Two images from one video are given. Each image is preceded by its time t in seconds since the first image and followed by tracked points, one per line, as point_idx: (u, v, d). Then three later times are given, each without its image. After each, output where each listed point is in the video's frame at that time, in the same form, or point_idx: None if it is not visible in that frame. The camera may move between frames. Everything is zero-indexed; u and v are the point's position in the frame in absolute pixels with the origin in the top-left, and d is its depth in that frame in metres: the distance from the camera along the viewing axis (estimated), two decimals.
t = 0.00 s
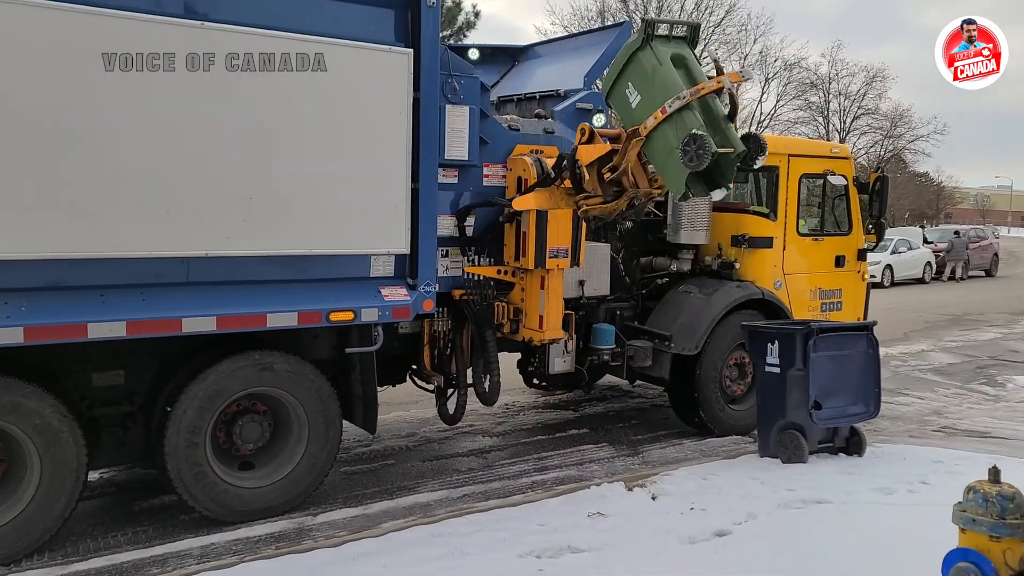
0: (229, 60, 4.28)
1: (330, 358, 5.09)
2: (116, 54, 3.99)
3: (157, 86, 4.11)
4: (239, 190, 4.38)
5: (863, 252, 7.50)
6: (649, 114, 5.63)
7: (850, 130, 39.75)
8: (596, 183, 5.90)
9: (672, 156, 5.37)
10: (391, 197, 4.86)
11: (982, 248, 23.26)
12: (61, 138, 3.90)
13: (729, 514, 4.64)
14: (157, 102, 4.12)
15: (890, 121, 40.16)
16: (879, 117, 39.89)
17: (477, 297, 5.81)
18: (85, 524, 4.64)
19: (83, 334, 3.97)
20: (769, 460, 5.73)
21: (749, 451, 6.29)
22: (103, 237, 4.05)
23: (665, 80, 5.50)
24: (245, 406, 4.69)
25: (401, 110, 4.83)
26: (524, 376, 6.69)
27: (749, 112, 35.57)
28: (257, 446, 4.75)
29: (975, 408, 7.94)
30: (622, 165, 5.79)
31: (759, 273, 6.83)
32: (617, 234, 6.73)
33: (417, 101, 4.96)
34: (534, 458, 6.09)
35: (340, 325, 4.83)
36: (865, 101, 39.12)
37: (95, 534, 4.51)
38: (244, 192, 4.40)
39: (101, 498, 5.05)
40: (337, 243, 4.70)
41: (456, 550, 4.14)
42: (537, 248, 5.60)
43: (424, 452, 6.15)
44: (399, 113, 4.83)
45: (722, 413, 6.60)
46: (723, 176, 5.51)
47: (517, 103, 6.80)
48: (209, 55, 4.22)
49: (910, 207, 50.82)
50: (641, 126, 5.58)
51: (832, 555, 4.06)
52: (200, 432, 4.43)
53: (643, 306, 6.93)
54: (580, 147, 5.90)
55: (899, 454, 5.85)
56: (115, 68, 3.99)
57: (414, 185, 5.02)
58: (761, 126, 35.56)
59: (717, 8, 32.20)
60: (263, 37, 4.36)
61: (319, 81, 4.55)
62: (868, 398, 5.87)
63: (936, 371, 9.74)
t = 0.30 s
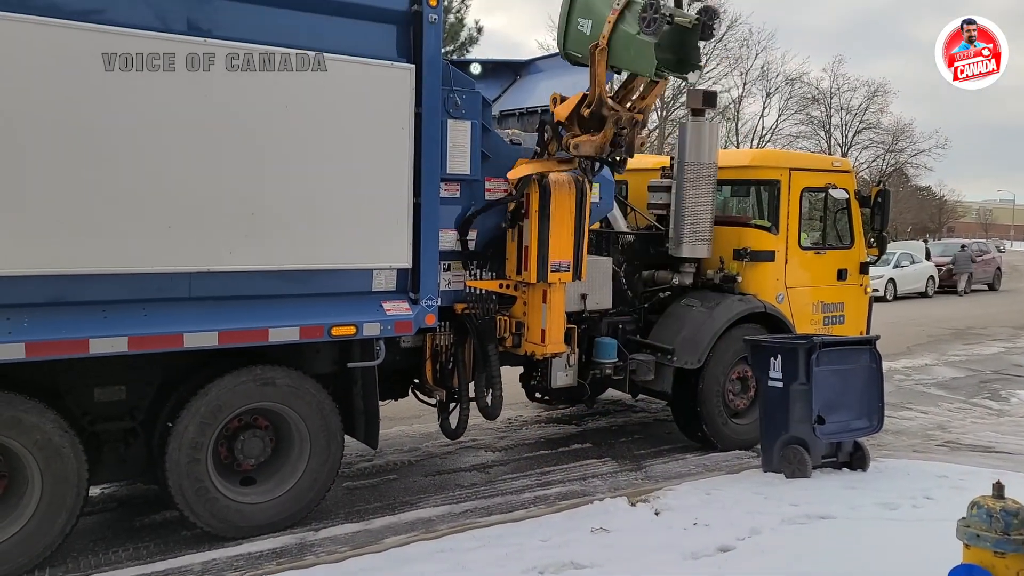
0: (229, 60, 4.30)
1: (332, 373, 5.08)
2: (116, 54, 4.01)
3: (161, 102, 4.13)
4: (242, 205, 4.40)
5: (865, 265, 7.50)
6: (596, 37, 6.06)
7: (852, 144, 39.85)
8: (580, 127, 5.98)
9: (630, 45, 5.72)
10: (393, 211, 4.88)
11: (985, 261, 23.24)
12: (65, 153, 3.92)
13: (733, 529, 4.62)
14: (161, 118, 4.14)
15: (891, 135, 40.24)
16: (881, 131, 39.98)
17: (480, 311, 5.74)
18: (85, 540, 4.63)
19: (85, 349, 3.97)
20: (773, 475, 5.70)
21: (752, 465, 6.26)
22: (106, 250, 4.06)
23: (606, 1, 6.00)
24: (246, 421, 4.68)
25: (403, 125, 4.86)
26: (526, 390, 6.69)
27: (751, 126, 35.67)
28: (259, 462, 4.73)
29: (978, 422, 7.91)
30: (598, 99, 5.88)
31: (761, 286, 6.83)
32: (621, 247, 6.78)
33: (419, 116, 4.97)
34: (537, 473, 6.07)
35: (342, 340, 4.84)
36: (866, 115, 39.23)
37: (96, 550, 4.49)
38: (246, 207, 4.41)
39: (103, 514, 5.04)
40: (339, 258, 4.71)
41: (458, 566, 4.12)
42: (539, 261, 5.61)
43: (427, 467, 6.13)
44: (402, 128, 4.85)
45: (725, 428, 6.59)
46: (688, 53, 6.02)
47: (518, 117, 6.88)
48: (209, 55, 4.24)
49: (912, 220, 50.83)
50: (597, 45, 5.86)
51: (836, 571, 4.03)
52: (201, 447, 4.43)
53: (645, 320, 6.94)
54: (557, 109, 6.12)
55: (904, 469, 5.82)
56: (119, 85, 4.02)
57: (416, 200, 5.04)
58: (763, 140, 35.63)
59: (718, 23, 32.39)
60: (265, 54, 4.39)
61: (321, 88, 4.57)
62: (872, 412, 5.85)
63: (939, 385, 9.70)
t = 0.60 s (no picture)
0: (229, 60, 4.32)
1: (332, 386, 5.09)
2: (116, 54, 4.03)
3: (162, 116, 4.16)
4: (242, 218, 4.41)
5: (865, 278, 7.51)
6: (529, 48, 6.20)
7: (851, 157, 39.97)
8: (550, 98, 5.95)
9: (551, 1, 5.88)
10: (393, 225, 4.89)
11: (985, 273, 23.26)
12: (67, 165, 3.94)
13: (733, 543, 4.61)
14: (162, 131, 4.16)
15: (890, 148, 40.36)
16: (880, 144, 40.10)
17: (480, 324, 5.76)
18: (83, 554, 4.62)
19: (84, 362, 3.97)
20: (774, 489, 5.69)
21: (753, 479, 6.25)
22: (106, 263, 4.07)
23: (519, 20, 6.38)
24: (246, 434, 4.68)
25: (403, 139, 4.88)
26: (526, 403, 6.71)
27: (750, 139, 35.78)
28: (258, 475, 4.73)
29: (979, 435, 7.90)
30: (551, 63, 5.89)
31: (760, 298, 6.84)
32: (620, 261, 6.81)
33: (420, 130, 5.00)
34: (536, 487, 6.05)
35: (342, 353, 4.84)
36: (865, 128, 39.36)
37: (94, 565, 4.48)
38: (247, 221, 4.43)
39: (101, 528, 5.03)
40: (339, 271, 4.73)
41: None
42: (539, 274, 5.60)
43: (427, 481, 6.12)
44: (402, 142, 4.88)
45: (725, 441, 6.58)
46: None
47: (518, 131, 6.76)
48: (209, 56, 4.28)
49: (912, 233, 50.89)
50: (529, 16, 5.87)
51: None
52: (201, 460, 4.42)
53: (645, 332, 6.94)
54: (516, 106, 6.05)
55: (905, 482, 5.81)
56: (121, 99, 4.04)
57: (416, 213, 5.05)
58: (762, 153, 35.73)
59: (717, 37, 32.57)
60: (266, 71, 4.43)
61: (322, 104, 4.60)
62: (872, 425, 5.84)
63: (940, 398, 9.69)
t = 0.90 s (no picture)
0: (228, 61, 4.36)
1: (327, 395, 5.07)
2: (115, 55, 4.05)
3: (158, 123, 4.16)
4: (238, 226, 4.41)
5: (859, 286, 7.54)
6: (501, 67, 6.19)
7: (845, 165, 40.13)
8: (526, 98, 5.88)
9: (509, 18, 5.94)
10: (388, 234, 4.90)
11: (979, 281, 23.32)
12: (62, 171, 3.93)
13: (728, 552, 4.60)
14: (157, 137, 4.16)
15: (884, 157, 40.54)
16: (874, 153, 40.26)
17: (474, 332, 5.69)
18: (75, 565, 4.59)
19: (78, 371, 3.96)
20: (769, 497, 5.69)
21: (748, 488, 6.24)
22: (99, 270, 4.05)
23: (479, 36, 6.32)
24: (240, 444, 4.66)
25: (398, 148, 4.89)
26: (521, 411, 6.71)
27: (745, 148, 35.88)
28: (252, 484, 4.71)
29: (973, 444, 7.91)
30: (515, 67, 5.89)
31: (756, 307, 6.85)
32: (615, 269, 6.83)
33: (415, 138, 5.00)
34: (532, 496, 6.04)
35: (337, 361, 4.83)
36: (859, 137, 39.53)
37: None
38: (242, 229, 4.42)
39: (93, 538, 4.99)
40: (335, 280, 4.73)
41: None
42: (534, 282, 5.60)
43: (422, 490, 6.10)
44: (398, 150, 4.89)
45: (721, 449, 6.58)
46: None
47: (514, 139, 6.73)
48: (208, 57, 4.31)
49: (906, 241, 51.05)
50: (490, 38, 5.96)
51: None
52: (195, 470, 4.40)
53: (640, 340, 6.94)
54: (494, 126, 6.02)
55: (899, 491, 5.81)
56: (116, 105, 4.05)
57: (412, 221, 5.05)
58: (757, 162, 35.85)
59: (712, 46, 32.72)
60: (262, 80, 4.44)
61: (318, 112, 4.61)
62: (867, 434, 5.85)
63: (934, 406, 9.71)
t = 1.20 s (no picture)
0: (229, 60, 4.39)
1: (326, 400, 5.08)
2: (116, 56, 4.07)
3: (158, 124, 4.17)
4: (238, 231, 4.42)
5: (858, 291, 7.55)
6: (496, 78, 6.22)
7: (843, 171, 40.19)
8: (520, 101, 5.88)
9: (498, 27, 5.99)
10: (388, 239, 4.91)
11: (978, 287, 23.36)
12: (63, 172, 3.94)
13: (727, 557, 4.60)
14: (157, 139, 4.17)
15: (883, 162, 40.62)
16: (872, 158, 40.33)
17: (474, 337, 5.67)
18: (73, 570, 4.58)
19: (77, 376, 3.96)
20: (768, 503, 5.69)
21: (747, 493, 6.25)
22: (99, 273, 4.06)
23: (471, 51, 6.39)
24: (240, 449, 4.66)
25: (398, 153, 4.90)
26: (521, 417, 6.72)
27: (744, 153, 35.93)
28: (252, 489, 4.71)
29: (972, 449, 7.91)
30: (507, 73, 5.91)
31: (755, 312, 6.86)
32: (614, 275, 6.88)
33: (415, 144, 5.01)
34: (531, 501, 6.03)
35: (337, 366, 4.83)
36: (858, 143, 39.60)
37: None
38: (242, 234, 4.43)
39: (92, 544, 4.99)
40: (335, 285, 4.73)
41: None
42: (533, 288, 5.61)
43: (421, 495, 6.10)
44: (398, 156, 4.90)
45: (720, 454, 6.58)
46: None
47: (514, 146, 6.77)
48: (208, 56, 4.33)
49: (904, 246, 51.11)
50: (483, 49, 6.01)
51: None
52: (195, 475, 4.40)
53: (640, 346, 6.97)
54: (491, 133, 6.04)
55: (899, 496, 5.81)
56: (117, 107, 4.06)
57: (411, 227, 5.06)
58: (756, 167, 35.90)
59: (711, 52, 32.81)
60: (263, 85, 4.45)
61: (319, 117, 4.62)
62: (866, 439, 5.85)
63: (933, 411, 9.71)
